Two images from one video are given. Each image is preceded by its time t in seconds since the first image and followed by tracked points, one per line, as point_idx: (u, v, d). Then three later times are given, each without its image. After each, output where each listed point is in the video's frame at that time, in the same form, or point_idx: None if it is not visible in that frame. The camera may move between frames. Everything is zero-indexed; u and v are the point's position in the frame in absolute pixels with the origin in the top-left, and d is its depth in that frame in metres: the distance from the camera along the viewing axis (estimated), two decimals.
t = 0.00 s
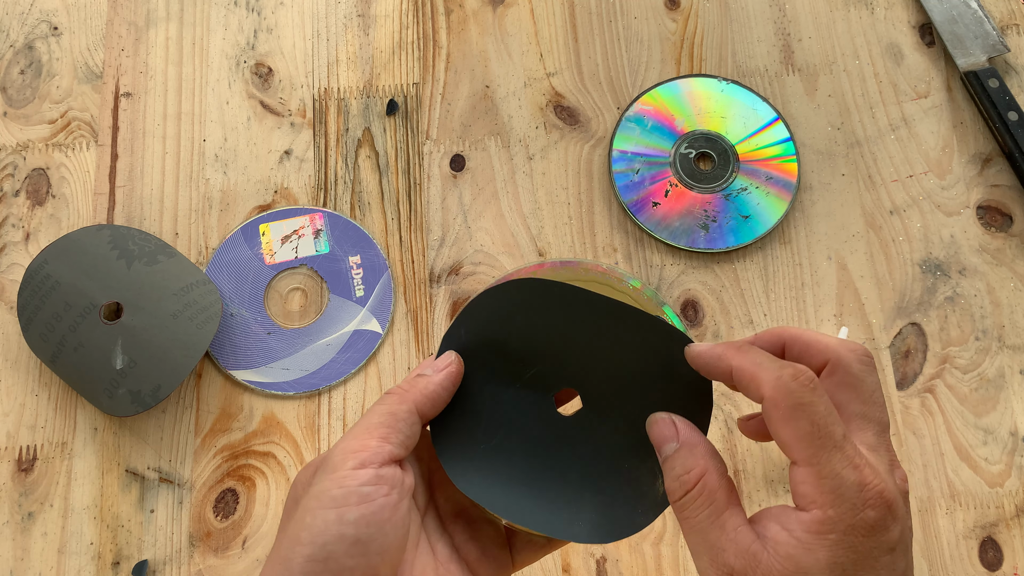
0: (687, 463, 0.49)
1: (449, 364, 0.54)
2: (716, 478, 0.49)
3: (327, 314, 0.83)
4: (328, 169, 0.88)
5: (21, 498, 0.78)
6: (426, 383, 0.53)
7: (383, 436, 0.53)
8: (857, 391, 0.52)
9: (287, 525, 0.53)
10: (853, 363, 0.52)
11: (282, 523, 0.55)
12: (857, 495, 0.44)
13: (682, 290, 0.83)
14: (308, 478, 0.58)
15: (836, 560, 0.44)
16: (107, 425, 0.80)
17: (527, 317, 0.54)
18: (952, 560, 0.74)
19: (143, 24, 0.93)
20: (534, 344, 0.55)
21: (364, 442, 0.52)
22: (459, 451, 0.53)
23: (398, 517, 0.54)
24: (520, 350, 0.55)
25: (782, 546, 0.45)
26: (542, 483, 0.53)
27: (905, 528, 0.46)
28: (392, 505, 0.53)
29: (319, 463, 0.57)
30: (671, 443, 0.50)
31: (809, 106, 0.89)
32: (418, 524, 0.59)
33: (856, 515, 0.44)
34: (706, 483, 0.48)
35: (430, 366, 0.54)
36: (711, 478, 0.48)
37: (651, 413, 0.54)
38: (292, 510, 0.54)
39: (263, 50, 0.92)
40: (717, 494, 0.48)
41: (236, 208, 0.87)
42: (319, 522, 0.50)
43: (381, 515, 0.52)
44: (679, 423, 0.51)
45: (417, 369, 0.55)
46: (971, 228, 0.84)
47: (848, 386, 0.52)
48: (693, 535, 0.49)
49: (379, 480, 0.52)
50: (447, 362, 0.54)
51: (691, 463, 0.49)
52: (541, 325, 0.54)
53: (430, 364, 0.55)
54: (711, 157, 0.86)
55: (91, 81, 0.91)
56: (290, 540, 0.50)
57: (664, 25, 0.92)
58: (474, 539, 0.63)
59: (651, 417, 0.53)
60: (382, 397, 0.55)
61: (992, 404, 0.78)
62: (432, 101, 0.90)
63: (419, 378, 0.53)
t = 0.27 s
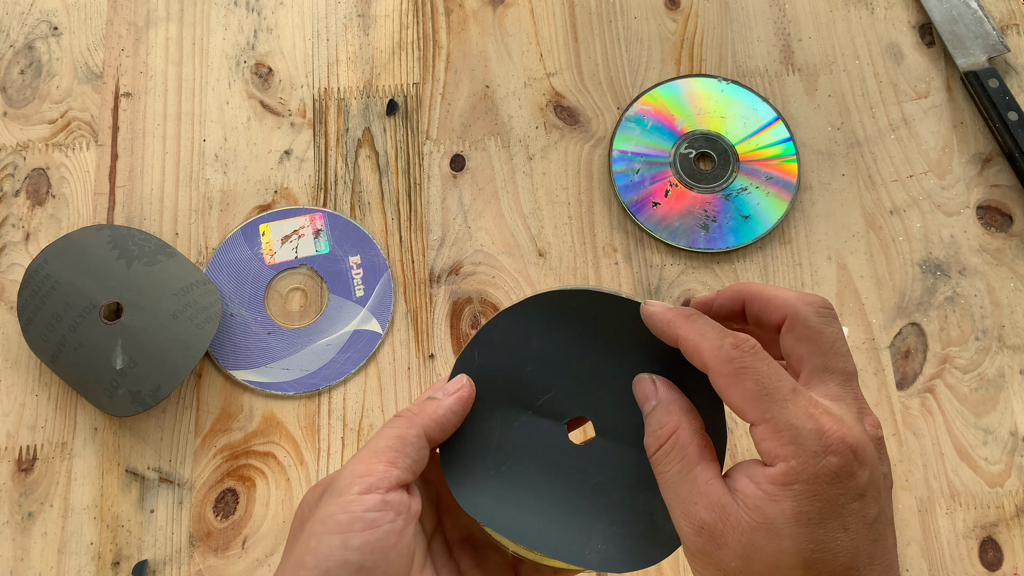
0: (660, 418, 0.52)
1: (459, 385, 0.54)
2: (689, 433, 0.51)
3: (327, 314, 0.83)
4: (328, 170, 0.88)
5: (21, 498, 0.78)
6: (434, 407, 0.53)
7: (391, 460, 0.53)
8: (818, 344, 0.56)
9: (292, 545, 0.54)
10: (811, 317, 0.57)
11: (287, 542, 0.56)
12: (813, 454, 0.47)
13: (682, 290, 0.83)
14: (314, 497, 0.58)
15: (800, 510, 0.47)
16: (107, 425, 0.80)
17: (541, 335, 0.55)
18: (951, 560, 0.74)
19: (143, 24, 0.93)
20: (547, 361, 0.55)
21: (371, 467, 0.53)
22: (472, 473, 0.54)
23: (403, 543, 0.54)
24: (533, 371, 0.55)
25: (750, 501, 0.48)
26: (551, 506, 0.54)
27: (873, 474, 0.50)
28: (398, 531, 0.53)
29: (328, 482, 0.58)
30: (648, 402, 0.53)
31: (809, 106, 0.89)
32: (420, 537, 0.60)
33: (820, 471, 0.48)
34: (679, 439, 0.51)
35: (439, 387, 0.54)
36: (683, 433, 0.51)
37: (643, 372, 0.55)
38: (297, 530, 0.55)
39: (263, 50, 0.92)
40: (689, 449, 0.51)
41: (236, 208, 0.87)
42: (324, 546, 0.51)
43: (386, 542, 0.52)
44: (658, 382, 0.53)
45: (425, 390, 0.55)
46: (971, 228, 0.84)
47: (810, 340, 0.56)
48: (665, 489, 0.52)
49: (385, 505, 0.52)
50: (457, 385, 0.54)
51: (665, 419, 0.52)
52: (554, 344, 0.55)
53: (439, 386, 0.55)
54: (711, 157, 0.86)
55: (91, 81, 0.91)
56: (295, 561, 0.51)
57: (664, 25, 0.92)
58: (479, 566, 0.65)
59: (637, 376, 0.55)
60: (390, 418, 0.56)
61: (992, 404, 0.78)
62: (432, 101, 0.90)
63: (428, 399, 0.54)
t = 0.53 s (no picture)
0: (669, 421, 0.52)
1: (459, 386, 0.54)
2: (700, 435, 0.52)
3: (327, 314, 0.83)
4: (328, 169, 0.88)
5: (20, 498, 0.78)
6: (433, 407, 0.54)
7: (389, 463, 0.53)
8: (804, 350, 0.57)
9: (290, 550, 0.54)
10: (794, 325, 0.59)
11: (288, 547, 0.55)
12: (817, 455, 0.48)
13: (683, 290, 0.83)
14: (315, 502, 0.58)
15: (811, 507, 0.48)
16: (107, 425, 0.80)
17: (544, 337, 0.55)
18: (951, 560, 0.74)
19: (143, 24, 0.93)
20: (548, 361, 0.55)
21: (369, 468, 0.53)
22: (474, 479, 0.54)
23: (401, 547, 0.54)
24: (535, 372, 0.55)
25: (757, 502, 0.49)
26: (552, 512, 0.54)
27: (879, 473, 0.51)
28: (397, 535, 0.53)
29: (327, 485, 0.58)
30: (655, 404, 0.53)
31: (809, 106, 0.89)
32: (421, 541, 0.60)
33: (827, 470, 0.48)
34: (688, 442, 0.51)
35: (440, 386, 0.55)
36: (693, 436, 0.51)
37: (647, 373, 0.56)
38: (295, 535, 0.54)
39: (263, 50, 0.92)
40: (696, 452, 0.51)
41: (236, 208, 0.87)
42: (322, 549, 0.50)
43: (384, 546, 0.52)
44: (663, 383, 0.54)
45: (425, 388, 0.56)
46: (971, 228, 0.84)
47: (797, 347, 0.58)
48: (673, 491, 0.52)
49: (382, 509, 0.52)
50: (456, 385, 0.54)
51: (673, 422, 0.52)
52: (556, 345, 0.55)
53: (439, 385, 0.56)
54: (711, 157, 0.86)
55: (91, 81, 0.91)
56: (293, 567, 0.50)
57: (664, 25, 0.92)
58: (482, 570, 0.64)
59: (639, 377, 0.55)
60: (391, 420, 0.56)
61: (992, 404, 0.78)
62: (432, 101, 0.90)
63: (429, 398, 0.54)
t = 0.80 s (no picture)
0: (698, 394, 0.52)
1: (470, 407, 0.53)
2: (731, 404, 0.53)
3: (327, 314, 0.83)
4: (328, 169, 0.88)
5: (21, 498, 0.78)
6: (444, 433, 0.52)
7: (395, 487, 0.52)
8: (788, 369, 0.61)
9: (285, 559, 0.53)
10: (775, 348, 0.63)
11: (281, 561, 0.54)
12: (847, 410, 0.52)
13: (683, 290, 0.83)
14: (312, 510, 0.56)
15: (849, 458, 0.51)
16: (107, 425, 0.80)
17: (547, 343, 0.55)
18: (951, 560, 0.74)
19: (143, 24, 0.93)
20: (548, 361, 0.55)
21: (375, 492, 0.52)
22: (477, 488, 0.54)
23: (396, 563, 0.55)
24: (538, 375, 0.55)
25: (799, 458, 0.50)
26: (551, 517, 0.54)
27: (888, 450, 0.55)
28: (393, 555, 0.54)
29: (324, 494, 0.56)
30: (678, 382, 0.53)
31: (809, 106, 0.89)
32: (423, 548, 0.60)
33: (855, 424, 0.52)
34: (720, 411, 0.52)
35: (450, 405, 0.53)
36: (725, 406, 0.52)
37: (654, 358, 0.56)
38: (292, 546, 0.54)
39: (263, 50, 0.92)
40: (730, 420, 0.52)
41: (235, 208, 0.87)
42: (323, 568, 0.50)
43: (380, 565, 0.53)
44: (685, 363, 0.55)
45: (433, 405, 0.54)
46: (971, 228, 0.84)
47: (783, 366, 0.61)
48: (705, 464, 0.51)
49: (382, 531, 0.52)
50: (466, 407, 0.53)
51: (704, 393, 0.52)
52: (557, 345, 0.55)
53: (448, 402, 0.54)
54: (711, 157, 0.86)
55: (91, 81, 0.91)
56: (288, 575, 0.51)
57: (664, 25, 0.92)
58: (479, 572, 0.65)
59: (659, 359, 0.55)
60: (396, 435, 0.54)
61: (992, 404, 0.78)
62: (431, 101, 0.90)
63: (439, 420, 0.52)
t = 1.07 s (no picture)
0: (715, 373, 0.52)
1: (544, 514, 0.50)
2: (746, 388, 0.52)
3: (327, 314, 0.83)
4: (327, 169, 0.88)
5: (20, 498, 0.78)
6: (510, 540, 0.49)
7: None
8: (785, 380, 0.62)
9: None
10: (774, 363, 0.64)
11: None
12: (867, 409, 0.51)
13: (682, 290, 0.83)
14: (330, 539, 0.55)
15: (869, 451, 0.50)
16: (107, 425, 0.80)
17: (559, 334, 0.55)
18: (951, 560, 0.74)
19: (143, 24, 0.93)
20: (548, 360, 0.55)
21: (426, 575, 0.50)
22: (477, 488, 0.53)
23: None
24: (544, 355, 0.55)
25: (812, 446, 0.49)
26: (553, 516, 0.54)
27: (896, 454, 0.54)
28: None
29: (360, 537, 0.53)
30: (696, 362, 0.53)
31: (809, 106, 0.89)
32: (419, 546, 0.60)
33: (875, 422, 0.51)
34: (736, 393, 0.52)
35: (524, 502, 0.49)
36: (741, 389, 0.52)
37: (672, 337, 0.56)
38: None
39: (263, 50, 0.92)
40: (745, 403, 0.51)
41: (235, 208, 0.87)
42: None
43: None
44: (706, 344, 0.54)
45: (504, 495, 0.50)
46: (971, 228, 0.84)
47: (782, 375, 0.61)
48: (716, 442, 0.51)
49: None
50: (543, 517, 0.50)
51: (721, 374, 0.52)
52: (575, 318, 0.55)
53: (522, 498, 0.50)
54: (711, 157, 0.86)
55: (91, 81, 0.91)
56: None
57: (664, 25, 0.92)
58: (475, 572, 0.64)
59: (674, 338, 0.55)
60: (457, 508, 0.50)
61: (992, 404, 0.78)
62: (431, 101, 0.90)
63: (511, 524, 0.49)
